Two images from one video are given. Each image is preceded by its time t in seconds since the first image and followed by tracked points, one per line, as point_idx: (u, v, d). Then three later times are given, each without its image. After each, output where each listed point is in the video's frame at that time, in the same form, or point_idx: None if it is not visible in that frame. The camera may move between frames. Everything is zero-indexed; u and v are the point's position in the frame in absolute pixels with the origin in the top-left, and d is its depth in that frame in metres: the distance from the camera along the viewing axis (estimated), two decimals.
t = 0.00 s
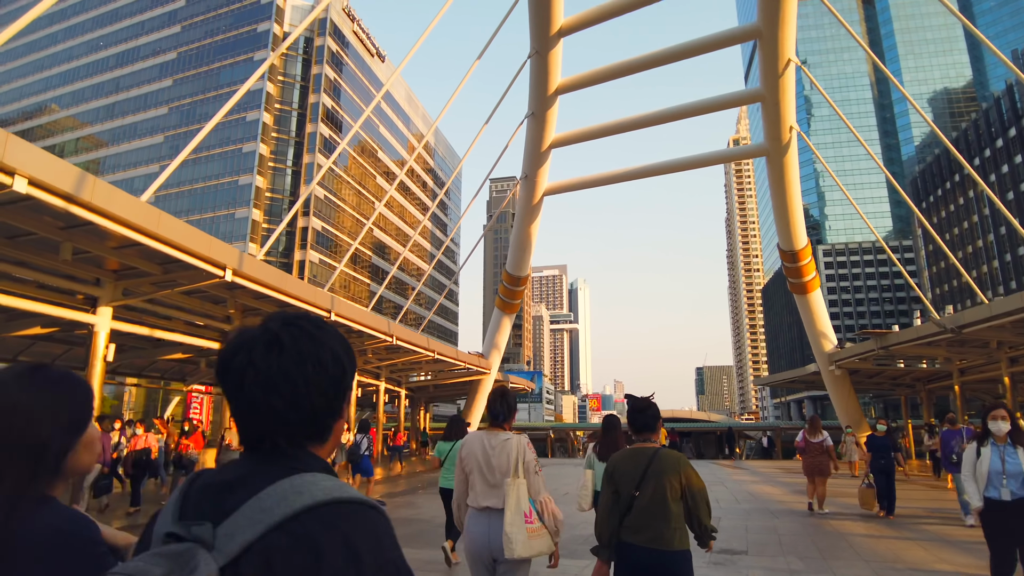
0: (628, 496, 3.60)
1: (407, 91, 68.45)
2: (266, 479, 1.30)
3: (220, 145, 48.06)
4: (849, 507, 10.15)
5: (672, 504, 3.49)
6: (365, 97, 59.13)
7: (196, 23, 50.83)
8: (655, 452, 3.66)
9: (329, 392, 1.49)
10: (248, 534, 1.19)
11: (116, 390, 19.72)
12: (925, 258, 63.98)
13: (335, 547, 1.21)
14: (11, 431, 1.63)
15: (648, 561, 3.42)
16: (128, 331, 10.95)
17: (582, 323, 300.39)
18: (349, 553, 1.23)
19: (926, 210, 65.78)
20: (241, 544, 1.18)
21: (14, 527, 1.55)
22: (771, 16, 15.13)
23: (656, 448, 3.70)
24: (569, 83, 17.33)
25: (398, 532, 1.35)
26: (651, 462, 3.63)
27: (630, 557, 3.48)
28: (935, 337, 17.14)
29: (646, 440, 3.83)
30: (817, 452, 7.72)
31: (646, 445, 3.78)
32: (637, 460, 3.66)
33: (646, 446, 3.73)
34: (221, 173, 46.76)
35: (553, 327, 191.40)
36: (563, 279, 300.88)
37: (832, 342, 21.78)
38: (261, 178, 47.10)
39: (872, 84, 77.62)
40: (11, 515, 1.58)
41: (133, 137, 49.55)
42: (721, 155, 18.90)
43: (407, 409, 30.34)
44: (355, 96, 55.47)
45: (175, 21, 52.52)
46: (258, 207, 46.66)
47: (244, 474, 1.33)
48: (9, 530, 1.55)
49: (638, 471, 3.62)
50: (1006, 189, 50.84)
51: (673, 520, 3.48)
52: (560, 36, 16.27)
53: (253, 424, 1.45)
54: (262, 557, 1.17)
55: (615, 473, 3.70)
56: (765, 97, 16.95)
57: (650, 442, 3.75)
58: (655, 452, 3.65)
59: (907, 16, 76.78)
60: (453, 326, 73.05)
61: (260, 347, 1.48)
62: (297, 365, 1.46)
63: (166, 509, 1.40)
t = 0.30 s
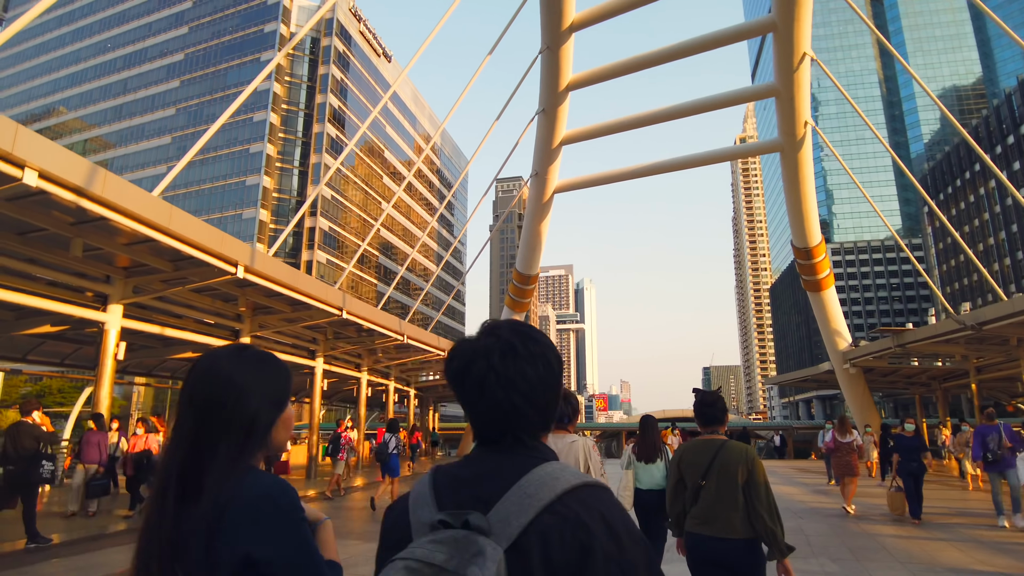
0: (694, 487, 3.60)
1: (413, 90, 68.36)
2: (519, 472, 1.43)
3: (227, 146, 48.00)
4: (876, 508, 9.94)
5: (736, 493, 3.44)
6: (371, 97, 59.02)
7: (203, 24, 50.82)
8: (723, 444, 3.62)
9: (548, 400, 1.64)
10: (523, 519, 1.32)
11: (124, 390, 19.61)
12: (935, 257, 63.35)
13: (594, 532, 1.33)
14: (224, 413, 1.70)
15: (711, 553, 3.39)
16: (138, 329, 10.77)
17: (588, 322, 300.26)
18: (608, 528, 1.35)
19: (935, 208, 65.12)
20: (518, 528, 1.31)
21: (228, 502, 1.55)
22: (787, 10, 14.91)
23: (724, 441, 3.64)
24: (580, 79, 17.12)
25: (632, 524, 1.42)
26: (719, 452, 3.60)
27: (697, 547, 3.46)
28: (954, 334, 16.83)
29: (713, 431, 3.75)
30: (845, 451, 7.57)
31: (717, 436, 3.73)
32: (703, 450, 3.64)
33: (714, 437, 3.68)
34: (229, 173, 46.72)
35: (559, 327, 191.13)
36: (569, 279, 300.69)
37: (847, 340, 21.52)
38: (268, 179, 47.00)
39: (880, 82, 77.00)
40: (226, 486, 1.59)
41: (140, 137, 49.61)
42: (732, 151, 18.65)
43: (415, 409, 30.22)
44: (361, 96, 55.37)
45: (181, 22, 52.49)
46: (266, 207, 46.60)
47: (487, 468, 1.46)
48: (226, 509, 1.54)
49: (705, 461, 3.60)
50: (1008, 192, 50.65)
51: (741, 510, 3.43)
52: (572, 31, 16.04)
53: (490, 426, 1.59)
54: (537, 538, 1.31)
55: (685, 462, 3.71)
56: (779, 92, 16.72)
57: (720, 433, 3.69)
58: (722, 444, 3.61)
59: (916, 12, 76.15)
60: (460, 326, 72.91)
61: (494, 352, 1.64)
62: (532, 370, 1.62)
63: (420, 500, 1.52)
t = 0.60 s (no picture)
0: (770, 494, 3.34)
1: (417, 90, 68.28)
2: (728, 486, 1.49)
3: (232, 146, 47.86)
4: (897, 510, 9.77)
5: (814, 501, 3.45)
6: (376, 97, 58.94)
7: (208, 24, 50.73)
8: (796, 450, 3.39)
9: (757, 412, 1.71)
10: (740, 531, 1.38)
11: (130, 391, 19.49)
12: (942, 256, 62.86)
13: (819, 548, 1.40)
14: (421, 433, 1.70)
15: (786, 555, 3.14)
16: (144, 329, 10.59)
17: (592, 322, 300.41)
18: (831, 546, 1.42)
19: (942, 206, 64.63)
20: (736, 541, 1.37)
21: (435, 521, 1.59)
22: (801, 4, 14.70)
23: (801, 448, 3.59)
24: (589, 75, 16.91)
25: (850, 539, 1.46)
26: (790, 460, 3.37)
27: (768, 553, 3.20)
28: (970, 332, 16.55)
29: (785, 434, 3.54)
30: (872, 450, 7.37)
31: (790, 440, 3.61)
32: (775, 454, 3.41)
33: (785, 443, 3.46)
34: (233, 174, 46.63)
35: (562, 327, 190.73)
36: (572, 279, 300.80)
37: (858, 339, 21.30)
38: (272, 178, 46.91)
39: (885, 80, 76.62)
40: (431, 503, 1.64)
41: (145, 138, 49.63)
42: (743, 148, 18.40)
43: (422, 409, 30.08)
44: (366, 95, 55.28)
45: (186, 22, 52.33)
46: (270, 207, 46.52)
47: (700, 480, 1.54)
48: (436, 520, 1.59)
49: (776, 467, 3.37)
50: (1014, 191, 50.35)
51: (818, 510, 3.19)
52: (581, 26, 15.81)
53: (703, 429, 1.68)
54: (761, 549, 1.37)
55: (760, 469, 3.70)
56: (792, 88, 16.47)
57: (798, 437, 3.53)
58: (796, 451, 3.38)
59: (921, 9, 75.73)
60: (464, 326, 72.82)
61: (709, 362, 1.74)
62: (745, 381, 1.71)
63: (633, 507, 1.62)
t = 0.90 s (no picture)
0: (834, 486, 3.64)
1: (421, 90, 68.20)
2: (965, 461, 1.42)
3: (236, 145, 47.72)
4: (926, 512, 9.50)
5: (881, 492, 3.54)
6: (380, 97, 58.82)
7: (212, 24, 50.65)
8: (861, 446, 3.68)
9: (978, 390, 1.59)
10: (994, 502, 1.35)
11: (136, 390, 19.35)
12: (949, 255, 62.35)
13: None
14: (620, 413, 1.62)
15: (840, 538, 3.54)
16: (153, 327, 10.44)
17: (595, 322, 300.31)
18: None
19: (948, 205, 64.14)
20: (988, 512, 1.35)
21: (647, 502, 1.47)
22: None
23: (862, 440, 3.72)
24: (599, 71, 16.71)
25: None
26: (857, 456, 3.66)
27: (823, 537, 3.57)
28: (988, 329, 16.23)
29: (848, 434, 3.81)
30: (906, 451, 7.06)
31: (849, 436, 3.81)
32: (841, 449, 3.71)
33: (852, 438, 3.75)
34: (238, 173, 46.53)
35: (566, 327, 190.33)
36: (576, 279, 300.60)
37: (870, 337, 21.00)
38: (277, 178, 46.76)
39: (890, 78, 76.26)
40: (638, 486, 1.52)
41: (149, 138, 49.60)
42: (755, 143, 18.15)
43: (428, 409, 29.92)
44: (369, 95, 55.16)
45: (190, 22, 52.22)
46: (274, 207, 46.37)
47: (931, 455, 1.45)
48: (639, 508, 1.48)
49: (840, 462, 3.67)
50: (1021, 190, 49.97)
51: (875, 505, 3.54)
52: (592, 21, 15.61)
53: (923, 406, 1.57)
54: (1006, 520, 1.36)
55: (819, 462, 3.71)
56: (806, 83, 16.23)
57: (854, 435, 3.76)
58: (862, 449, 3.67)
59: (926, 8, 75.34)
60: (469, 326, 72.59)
61: (932, 342, 1.61)
62: (965, 360, 1.59)
63: (855, 489, 1.48)
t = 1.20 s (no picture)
0: (881, 487, 3.55)
1: (423, 89, 68.02)
2: None
3: (237, 145, 47.47)
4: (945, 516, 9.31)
5: (927, 493, 3.46)
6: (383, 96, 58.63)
7: (213, 23, 50.40)
8: (907, 448, 3.58)
9: None
10: None
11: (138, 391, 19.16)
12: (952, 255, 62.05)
13: None
14: (766, 421, 1.56)
15: (903, 547, 3.39)
16: (157, 326, 10.23)
17: (596, 323, 300.20)
18: None
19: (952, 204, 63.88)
20: None
21: (801, 510, 1.47)
22: None
23: (909, 444, 3.62)
24: (607, 68, 16.51)
25: None
26: (905, 456, 3.57)
27: (881, 542, 3.47)
28: (1000, 329, 16.03)
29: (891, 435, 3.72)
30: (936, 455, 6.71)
31: (894, 440, 3.72)
32: (887, 451, 3.61)
33: (896, 441, 3.65)
34: (239, 173, 46.34)
35: (567, 327, 190.07)
36: (577, 280, 300.37)
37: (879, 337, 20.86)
38: (279, 178, 46.58)
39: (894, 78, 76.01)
40: (787, 490, 1.51)
41: (151, 137, 49.50)
42: (763, 141, 17.98)
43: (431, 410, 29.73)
44: (371, 94, 54.96)
45: (192, 22, 51.96)
46: (276, 207, 46.15)
47: None
48: (791, 514, 1.47)
49: (890, 463, 3.57)
50: None
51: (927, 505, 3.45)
52: (600, 18, 15.42)
53: None
54: None
55: (865, 464, 3.64)
56: (816, 80, 16.05)
57: (900, 438, 3.67)
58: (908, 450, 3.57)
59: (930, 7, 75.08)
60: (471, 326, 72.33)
61: None
62: None
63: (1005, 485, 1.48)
